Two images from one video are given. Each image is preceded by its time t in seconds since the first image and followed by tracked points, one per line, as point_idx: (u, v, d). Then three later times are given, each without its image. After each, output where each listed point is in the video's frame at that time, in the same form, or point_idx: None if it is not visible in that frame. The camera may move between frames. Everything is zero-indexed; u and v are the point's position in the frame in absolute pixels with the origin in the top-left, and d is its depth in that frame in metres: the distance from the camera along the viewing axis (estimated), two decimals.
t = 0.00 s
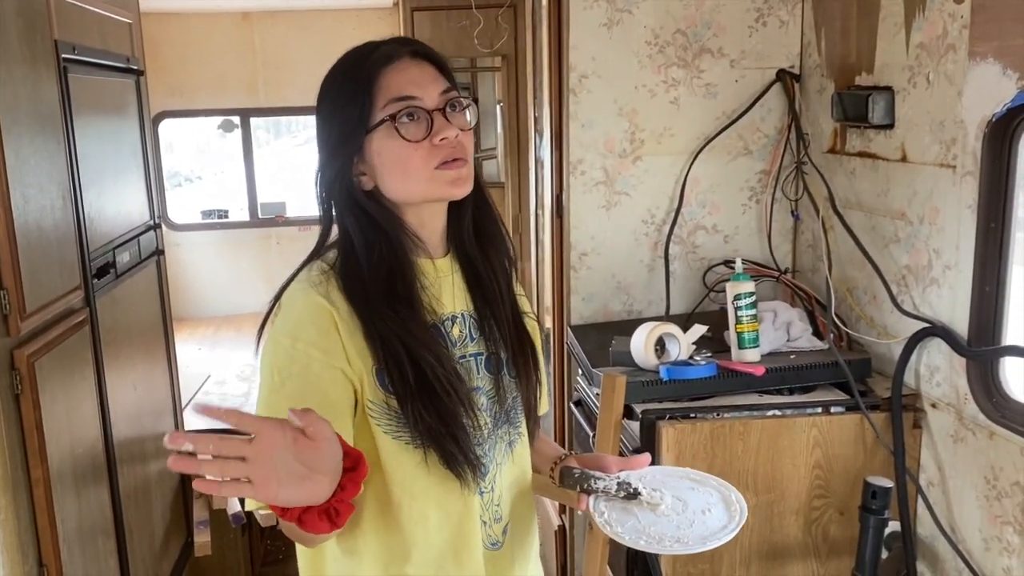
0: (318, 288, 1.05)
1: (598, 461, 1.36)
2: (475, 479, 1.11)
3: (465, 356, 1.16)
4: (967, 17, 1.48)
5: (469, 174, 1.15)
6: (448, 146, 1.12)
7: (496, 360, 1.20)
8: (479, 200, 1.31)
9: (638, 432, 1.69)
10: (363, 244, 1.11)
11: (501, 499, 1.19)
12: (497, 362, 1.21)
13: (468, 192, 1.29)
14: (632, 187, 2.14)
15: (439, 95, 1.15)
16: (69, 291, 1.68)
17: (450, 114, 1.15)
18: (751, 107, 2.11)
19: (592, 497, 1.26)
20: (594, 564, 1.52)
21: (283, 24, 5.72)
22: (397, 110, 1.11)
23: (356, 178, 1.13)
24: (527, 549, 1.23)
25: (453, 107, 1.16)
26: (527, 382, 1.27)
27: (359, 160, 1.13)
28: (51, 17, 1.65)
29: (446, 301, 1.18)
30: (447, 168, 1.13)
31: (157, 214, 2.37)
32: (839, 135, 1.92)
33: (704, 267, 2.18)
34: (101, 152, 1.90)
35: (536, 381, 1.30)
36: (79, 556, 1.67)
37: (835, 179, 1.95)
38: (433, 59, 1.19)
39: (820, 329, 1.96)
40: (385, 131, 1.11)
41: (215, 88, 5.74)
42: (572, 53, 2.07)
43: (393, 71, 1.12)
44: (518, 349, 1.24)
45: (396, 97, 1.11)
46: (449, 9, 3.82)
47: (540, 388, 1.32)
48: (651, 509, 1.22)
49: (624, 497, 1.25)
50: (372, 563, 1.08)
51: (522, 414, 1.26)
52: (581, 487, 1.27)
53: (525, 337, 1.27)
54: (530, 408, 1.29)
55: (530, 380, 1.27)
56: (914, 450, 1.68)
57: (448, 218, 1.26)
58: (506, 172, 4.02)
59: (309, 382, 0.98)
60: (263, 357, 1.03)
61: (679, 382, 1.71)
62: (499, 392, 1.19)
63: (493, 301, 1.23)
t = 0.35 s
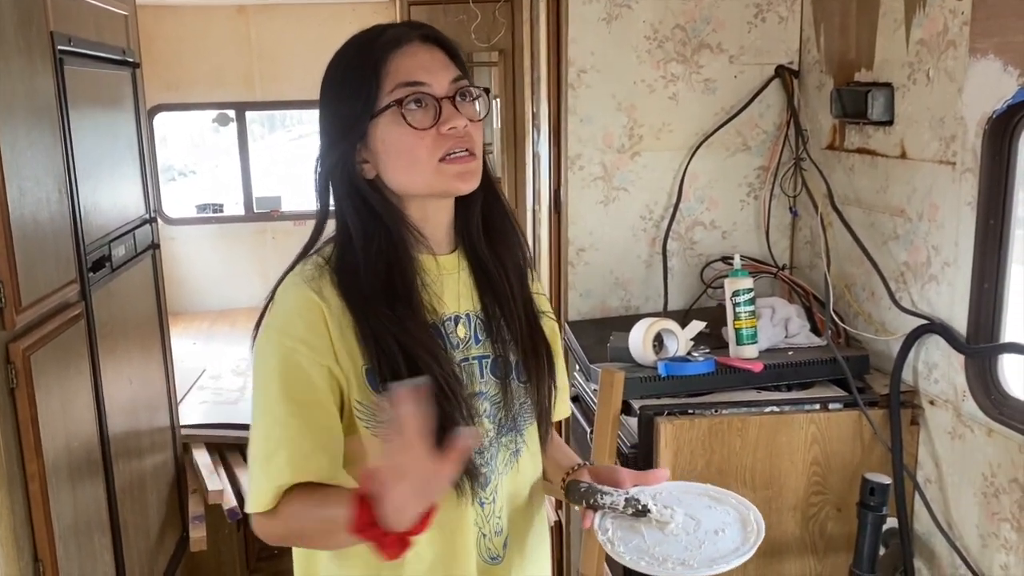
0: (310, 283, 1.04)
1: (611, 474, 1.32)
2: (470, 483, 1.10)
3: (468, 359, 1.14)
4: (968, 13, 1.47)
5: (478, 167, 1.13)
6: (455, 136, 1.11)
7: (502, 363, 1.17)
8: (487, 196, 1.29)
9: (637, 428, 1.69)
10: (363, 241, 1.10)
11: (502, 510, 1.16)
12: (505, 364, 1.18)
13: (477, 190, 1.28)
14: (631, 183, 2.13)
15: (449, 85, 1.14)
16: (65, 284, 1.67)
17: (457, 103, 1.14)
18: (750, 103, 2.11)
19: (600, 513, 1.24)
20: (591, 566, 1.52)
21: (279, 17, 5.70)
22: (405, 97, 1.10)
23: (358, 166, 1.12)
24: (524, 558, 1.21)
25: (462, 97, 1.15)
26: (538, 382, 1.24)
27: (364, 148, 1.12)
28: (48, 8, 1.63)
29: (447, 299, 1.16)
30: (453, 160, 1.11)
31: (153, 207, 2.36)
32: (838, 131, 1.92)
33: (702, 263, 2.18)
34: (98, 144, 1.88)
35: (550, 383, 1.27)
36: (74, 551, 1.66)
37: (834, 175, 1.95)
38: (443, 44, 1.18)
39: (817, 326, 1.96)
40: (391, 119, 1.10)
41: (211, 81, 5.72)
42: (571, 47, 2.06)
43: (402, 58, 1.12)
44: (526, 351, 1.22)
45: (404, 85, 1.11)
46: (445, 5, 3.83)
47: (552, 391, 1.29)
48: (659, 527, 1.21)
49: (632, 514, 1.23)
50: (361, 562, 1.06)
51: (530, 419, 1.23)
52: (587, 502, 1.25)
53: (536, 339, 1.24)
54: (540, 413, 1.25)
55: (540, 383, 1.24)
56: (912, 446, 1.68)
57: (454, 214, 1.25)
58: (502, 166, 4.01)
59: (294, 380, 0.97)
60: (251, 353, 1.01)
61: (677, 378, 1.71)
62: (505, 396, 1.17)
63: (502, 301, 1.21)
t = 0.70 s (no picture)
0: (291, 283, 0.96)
1: (613, 495, 1.19)
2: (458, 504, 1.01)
3: (460, 369, 1.04)
4: (968, 10, 1.47)
5: (469, 168, 1.02)
6: (447, 133, 1.00)
7: (500, 372, 1.07)
8: (495, 196, 1.16)
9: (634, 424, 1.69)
10: (351, 237, 1.00)
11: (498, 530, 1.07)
12: (504, 374, 1.08)
13: (482, 182, 1.15)
14: (629, 178, 2.13)
15: (451, 77, 1.03)
16: (61, 277, 1.66)
17: (458, 100, 1.03)
18: (748, 98, 2.11)
19: (591, 537, 1.14)
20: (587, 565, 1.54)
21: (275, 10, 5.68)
22: (399, 86, 1.00)
23: (348, 154, 1.03)
24: None
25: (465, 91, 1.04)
26: (541, 393, 1.14)
27: (355, 135, 1.02)
28: None
29: (439, 304, 1.05)
30: (440, 158, 1.00)
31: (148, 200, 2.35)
32: (837, 127, 1.92)
33: (700, 259, 2.18)
34: (94, 137, 1.87)
35: (557, 395, 1.17)
36: (70, 545, 1.65)
37: (832, 171, 1.95)
38: (456, 37, 1.06)
39: (814, 322, 1.96)
40: (381, 107, 1.00)
41: (206, 74, 5.70)
42: (570, 42, 2.05)
43: (402, 45, 1.02)
44: (529, 360, 1.12)
45: (399, 72, 1.00)
46: None
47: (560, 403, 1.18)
48: (652, 561, 1.10)
49: (625, 543, 1.12)
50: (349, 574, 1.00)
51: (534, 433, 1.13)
52: (580, 526, 1.15)
53: (541, 347, 1.14)
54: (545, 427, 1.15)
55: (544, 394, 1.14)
56: (909, 443, 1.68)
57: (455, 212, 1.12)
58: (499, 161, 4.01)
59: (270, 387, 0.91)
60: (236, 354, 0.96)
61: (674, 374, 1.70)
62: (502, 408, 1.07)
63: (505, 304, 1.10)
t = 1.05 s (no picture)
0: (277, 280, 0.93)
1: (609, 502, 1.16)
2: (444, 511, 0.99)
3: (449, 371, 1.01)
4: (967, 5, 1.47)
5: (452, 166, 0.97)
6: (427, 130, 0.96)
7: (491, 375, 1.05)
8: (492, 192, 1.13)
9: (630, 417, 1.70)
10: (337, 236, 0.98)
11: (484, 537, 1.06)
12: (495, 376, 1.05)
13: (477, 176, 1.12)
14: (625, 173, 2.13)
15: (435, 70, 0.99)
16: (55, 270, 1.65)
17: (441, 95, 0.99)
18: (745, 94, 2.10)
19: (584, 550, 1.09)
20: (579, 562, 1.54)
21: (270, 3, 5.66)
22: (378, 82, 0.96)
23: (334, 151, 1.00)
24: None
25: (449, 84, 0.99)
26: (535, 399, 1.10)
27: (339, 132, 0.99)
28: None
29: (428, 303, 1.02)
30: (420, 157, 0.96)
31: (143, 193, 2.34)
32: (834, 123, 1.92)
33: (696, 254, 2.18)
34: (89, 129, 1.87)
35: (552, 400, 1.13)
36: (64, 539, 1.65)
37: (829, 167, 1.95)
38: (446, 28, 1.02)
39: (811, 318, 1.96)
40: (360, 104, 0.96)
41: (201, 67, 5.68)
42: (567, 36, 2.05)
43: (383, 37, 0.98)
44: (522, 363, 1.09)
45: (379, 67, 0.97)
46: None
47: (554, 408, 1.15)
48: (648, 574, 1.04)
49: (620, 555, 1.07)
50: None
51: (525, 437, 1.10)
52: (573, 536, 1.10)
53: (534, 349, 1.11)
54: (538, 431, 1.12)
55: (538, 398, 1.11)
56: (905, 438, 1.68)
57: (450, 208, 1.10)
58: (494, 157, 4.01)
59: (251, 389, 0.88)
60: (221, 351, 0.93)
61: (671, 368, 1.71)
62: (492, 412, 1.05)
63: (498, 307, 1.07)
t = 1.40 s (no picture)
0: (260, 277, 0.92)
1: (596, 501, 1.15)
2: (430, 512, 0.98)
3: (435, 369, 1.01)
4: (963, 1, 1.47)
5: (438, 163, 0.97)
6: (412, 126, 0.95)
7: (478, 373, 1.04)
8: (480, 185, 1.13)
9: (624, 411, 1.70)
10: (320, 233, 0.97)
11: (468, 538, 1.05)
12: (482, 374, 1.05)
13: (464, 172, 1.11)
14: (620, 167, 2.12)
15: (421, 65, 0.98)
16: (47, 261, 1.64)
17: (427, 89, 0.98)
18: (741, 89, 2.10)
19: (572, 551, 1.07)
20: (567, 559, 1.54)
21: None
22: (363, 76, 0.95)
23: (319, 145, 0.99)
24: None
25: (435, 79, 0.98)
26: (523, 397, 1.09)
27: (324, 125, 0.99)
28: None
29: (414, 301, 1.02)
30: (404, 152, 0.95)
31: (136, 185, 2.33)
32: (829, 118, 1.92)
33: (691, 249, 2.18)
34: (82, 119, 1.86)
35: (540, 399, 1.13)
36: (56, 532, 1.64)
37: (824, 162, 1.95)
38: (436, 21, 1.01)
39: (805, 313, 1.96)
40: (345, 97, 0.96)
41: (195, 60, 5.66)
42: (563, 29, 2.04)
43: (368, 30, 0.97)
44: (509, 360, 1.08)
45: (364, 60, 0.96)
46: None
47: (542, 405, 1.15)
48: None
49: (608, 557, 1.05)
50: None
51: (512, 435, 1.10)
52: (560, 537, 1.08)
53: (521, 346, 1.11)
54: (526, 427, 1.12)
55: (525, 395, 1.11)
56: (897, 434, 1.69)
57: (438, 202, 1.10)
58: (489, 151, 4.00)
59: (232, 388, 0.86)
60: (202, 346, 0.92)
61: (665, 363, 1.71)
62: (479, 409, 1.04)
63: (486, 304, 1.07)
